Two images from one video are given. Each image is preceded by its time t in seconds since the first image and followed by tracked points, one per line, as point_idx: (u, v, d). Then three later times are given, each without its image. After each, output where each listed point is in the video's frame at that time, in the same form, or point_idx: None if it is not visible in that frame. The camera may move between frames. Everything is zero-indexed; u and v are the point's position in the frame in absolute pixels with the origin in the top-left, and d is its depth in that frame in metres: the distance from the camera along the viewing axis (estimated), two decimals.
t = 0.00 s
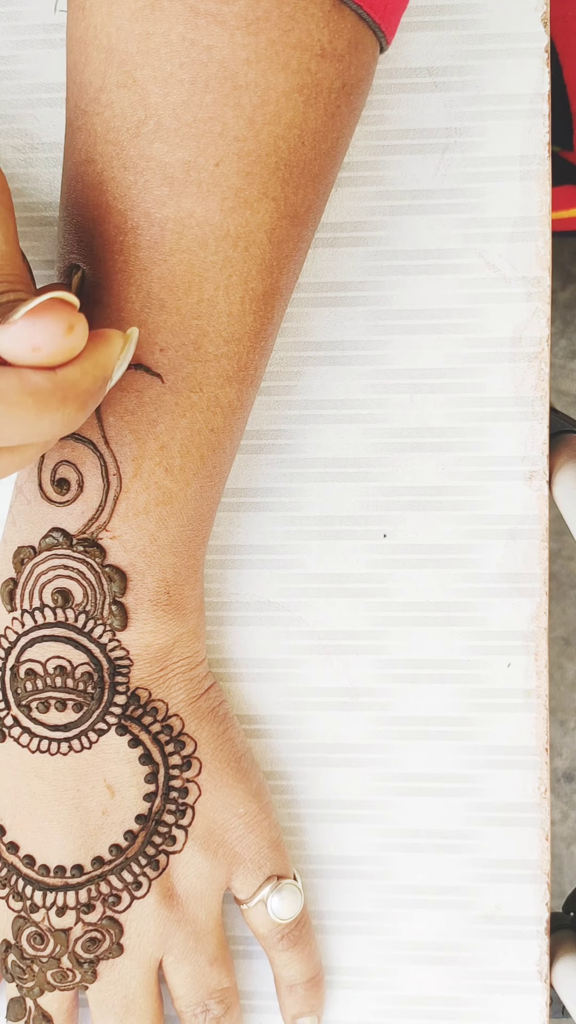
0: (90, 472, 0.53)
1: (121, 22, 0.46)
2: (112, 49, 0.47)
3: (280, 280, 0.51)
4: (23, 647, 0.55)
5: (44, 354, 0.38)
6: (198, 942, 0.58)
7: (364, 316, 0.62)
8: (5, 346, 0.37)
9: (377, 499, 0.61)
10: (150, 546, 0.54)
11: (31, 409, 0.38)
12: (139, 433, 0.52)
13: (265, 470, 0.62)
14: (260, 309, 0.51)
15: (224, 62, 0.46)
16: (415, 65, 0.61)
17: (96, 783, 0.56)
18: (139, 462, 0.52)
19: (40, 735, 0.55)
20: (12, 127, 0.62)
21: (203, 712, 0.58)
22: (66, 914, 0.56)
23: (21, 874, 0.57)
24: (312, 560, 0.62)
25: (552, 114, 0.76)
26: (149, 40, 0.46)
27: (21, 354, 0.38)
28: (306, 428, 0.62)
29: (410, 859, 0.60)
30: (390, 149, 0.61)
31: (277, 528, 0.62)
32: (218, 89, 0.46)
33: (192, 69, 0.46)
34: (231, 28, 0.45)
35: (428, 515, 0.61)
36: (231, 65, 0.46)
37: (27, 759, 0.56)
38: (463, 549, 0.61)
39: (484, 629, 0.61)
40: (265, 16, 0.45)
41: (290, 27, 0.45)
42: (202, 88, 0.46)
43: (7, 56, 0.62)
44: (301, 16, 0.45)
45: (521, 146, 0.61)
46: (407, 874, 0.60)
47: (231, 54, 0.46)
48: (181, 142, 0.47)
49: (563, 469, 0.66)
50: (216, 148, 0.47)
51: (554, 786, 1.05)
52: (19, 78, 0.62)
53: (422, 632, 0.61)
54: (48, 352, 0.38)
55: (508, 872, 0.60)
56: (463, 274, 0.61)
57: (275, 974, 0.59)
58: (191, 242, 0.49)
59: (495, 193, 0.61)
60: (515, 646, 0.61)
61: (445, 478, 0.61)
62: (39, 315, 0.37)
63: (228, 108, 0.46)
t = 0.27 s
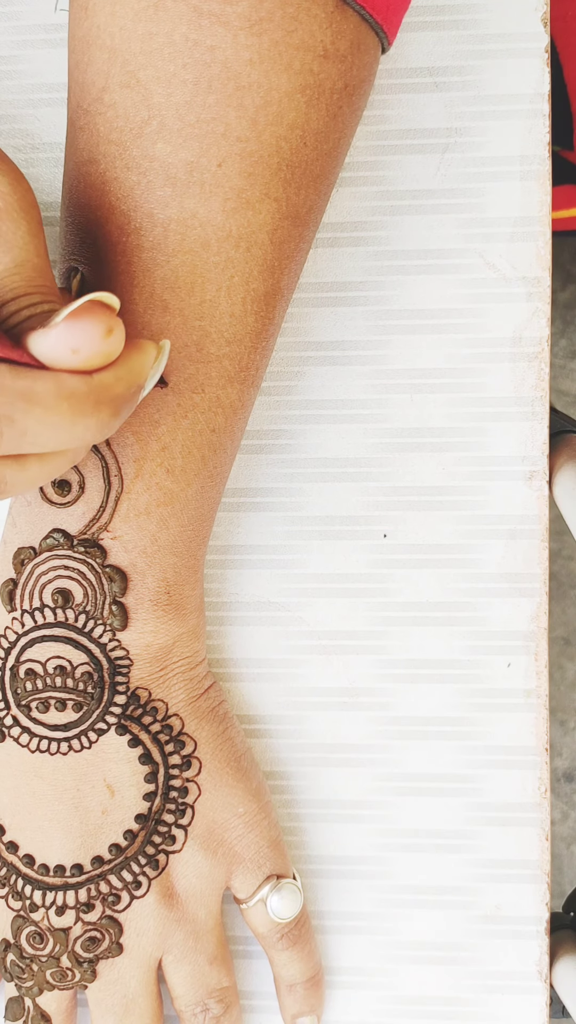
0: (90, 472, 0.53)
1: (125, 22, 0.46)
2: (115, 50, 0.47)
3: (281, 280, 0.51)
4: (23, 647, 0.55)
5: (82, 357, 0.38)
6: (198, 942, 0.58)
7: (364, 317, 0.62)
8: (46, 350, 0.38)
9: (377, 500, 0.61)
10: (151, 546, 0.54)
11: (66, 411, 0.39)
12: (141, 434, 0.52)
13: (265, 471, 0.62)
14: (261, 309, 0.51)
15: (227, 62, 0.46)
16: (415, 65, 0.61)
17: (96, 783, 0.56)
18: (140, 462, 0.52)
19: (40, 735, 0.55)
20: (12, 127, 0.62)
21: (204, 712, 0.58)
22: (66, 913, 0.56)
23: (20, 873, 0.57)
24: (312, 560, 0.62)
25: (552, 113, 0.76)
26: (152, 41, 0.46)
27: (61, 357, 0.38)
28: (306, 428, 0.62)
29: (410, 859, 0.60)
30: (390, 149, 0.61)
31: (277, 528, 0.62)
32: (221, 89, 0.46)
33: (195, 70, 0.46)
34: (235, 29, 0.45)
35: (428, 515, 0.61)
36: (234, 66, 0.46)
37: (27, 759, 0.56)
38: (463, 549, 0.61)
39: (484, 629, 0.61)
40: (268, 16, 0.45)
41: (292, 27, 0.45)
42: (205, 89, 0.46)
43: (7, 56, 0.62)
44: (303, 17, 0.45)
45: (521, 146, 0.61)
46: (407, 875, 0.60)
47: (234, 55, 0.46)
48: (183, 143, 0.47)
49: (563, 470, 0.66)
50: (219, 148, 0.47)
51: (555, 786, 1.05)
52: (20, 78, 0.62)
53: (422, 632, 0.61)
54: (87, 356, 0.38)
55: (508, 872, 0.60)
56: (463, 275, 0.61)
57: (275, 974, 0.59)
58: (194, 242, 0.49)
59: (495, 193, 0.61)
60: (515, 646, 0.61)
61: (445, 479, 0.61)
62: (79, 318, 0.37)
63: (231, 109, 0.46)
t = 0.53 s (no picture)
0: (92, 472, 0.53)
1: (126, 22, 0.46)
2: (116, 50, 0.47)
3: (282, 280, 0.51)
4: (24, 648, 0.55)
5: (39, 408, 0.38)
6: (198, 942, 0.58)
7: (364, 317, 0.62)
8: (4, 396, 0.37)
9: (376, 500, 0.61)
10: (151, 546, 0.54)
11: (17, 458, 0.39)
12: (141, 433, 0.52)
13: (265, 470, 0.62)
14: (261, 309, 0.51)
15: (228, 62, 0.46)
16: (415, 65, 0.61)
17: (97, 783, 0.56)
18: (141, 462, 0.52)
19: (41, 735, 0.55)
20: (13, 127, 0.63)
21: (204, 712, 0.58)
22: (67, 913, 0.56)
23: (21, 874, 0.57)
24: (312, 560, 0.62)
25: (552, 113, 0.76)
26: (154, 41, 0.46)
27: (15, 405, 0.38)
28: (306, 428, 0.62)
29: (410, 859, 0.60)
30: (390, 149, 0.61)
31: (277, 529, 0.62)
32: (222, 89, 0.46)
33: (197, 70, 0.46)
34: (236, 30, 0.45)
35: (428, 515, 0.61)
36: (235, 66, 0.46)
37: (28, 759, 0.56)
38: (463, 549, 0.61)
39: (483, 629, 0.61)
40: (269, 17, 0.45)
41: (294, 28, 0.46)
42: (206, 88, 0.46)
43: (7, 56, 0.62)
44: (303, 17, 0.46)
45: (520, 146, 0.61)
46: (406, 874, 0.60)
47: (235, 55, 0.46)
48: (184, 142, 0.47)
49: (563, 469, 0.66)
50: (219, 148, 0.47)
51: (555, 786, 1.05)
52: (20, 78, 0.62)
53: (422, 632, 0.61)
54: (44, 407, 0.38)
55: (508, 872, 0.60)
56: (463, 275, 0.61)
57: (275, 974, 0.59)
58: (194, 242, 0.49)
59: (494, 193, 0.61)
60: (515, 646, 0.61)
61: (444, 478, 0.61)
62: (41, 372, 0.37)
63: (232, 109, 0.46)
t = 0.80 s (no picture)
0: (92, 472, 0.53)
1: (128, 22, 0.46)
2: (118, 49, 0.47)
3: (283, 280, 0.51)
4: (24, 647, 0.55)
5: (57, 401, 0.38)
6: (199, 941, 0.58)
7: (364, 317, 0.62)
8: (21, 390, 0.37)
9: (376, 500, 0.61)
10: (152, 546, 0.54)
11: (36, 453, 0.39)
12: (142, 432, 0.52)
13: (265, 470, 0.62)
14: (263, 309, 0.51)
15: (231, 63, 0.46)
16: (415, 65, 0.61)
17: (97, 783, 0.56)
18: (141, 462, 0.52)
19: (41, 735, 0.55)
20: (13, 127, 0.63)
21: (204, 711, 0.58)
22: (67, 913, 0.56)
23: (21, 873, 0.57)
24: (311, 560, 0.62)
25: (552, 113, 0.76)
26: (157, 41, 0.46)
27: (32, 400, 0.38)
28: (306, 428, 0.62)
29: (410, 859, 0.60)
30: (390, 149, 0.61)
31: (277, 529, 0.62)
32: (226, 90, 0.46)
33: (199, 70, 0.46)
34: (240, 30, 0.45)
35: (427, 515, 0.61)
36: (239, 66, 0.46)
37: (28, 758, 0.56)
38: (463, 549, 0.61)
39: (483, 629, 0.61)
40: (273, 17, 0.45)
41: (298, 28, 0.45)
42: (209, 89, 0.46)
43: (7, 56, 0.62)
44: (306, 17, 0.45)
45: (521, 146, 0.61)
46: (406, 874, 0.60)
47: (238, 55, 0.46)
48: (187, 142, 0.47)
49: (563, 469, 0.66)
50: (222, 148, 0.47)
51: (554, 786, 1.05)
52: (20, 78, 0.62)
53: (422, 631, 0.61)
54: (61, 400, 0.38)
55: (508, 872, 0.60)
56: (463, 274, 0.61)
57: (275, 974, 0.59)
58: (196, 242, 0.49)
59: (495, 193, 0.61)
60: (515, 646, 0.61)
61: (444, 478, 0.61)
62: (58, 363, 0.37)
63: (235, 109, 0.46)
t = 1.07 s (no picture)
0: (93, 473, 0.53)
1: (128, 21, 0.46)
2: (118, 49, 0.47)
3: (282, 279, 0.51)
4: (24, 648, 0.55)
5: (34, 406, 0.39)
6: (199, 941, 0.58)
7: (363, 317, 0.62)
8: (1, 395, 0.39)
9: (376, 500, 0.61)
10: (152, 545, 0.54)
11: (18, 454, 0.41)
12: (141, 433, 0.52)
13: (265, 470, 0.62)
14: (262, 309, 0.51)
15: (230, 62, 0.46)
16: (415, 65, 0.61)
17: (98, 782, 0.56)
18: (141, 462, 0.52)
19: (42, 735, 0.55)
20: (13, 127, 0.62)
21: (204, 711, 0.58)
22: (68, 912, 0.56)
23: (22, 873, 0.56)
24: (311, 560, 0.62)
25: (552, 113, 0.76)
26: (156, 40, 0.46)
27: (9, 402, 0.39)
28: (306, 428, 0.62)
29: (410, 859, 0.60)
30: (390, 149, 0.61)
31: (276, 529, 0.62)
32: (226, 89, 0.46)
33: (198, 69, 0.46)
34: (238, 29, 0.45)
35: (427, 515, 0.61)
36: (237, 65, 0.46)
37: (28, 758, 0.56)
38: (462, 549, 0.61)
39: (483, 629, 0.61)
40: (271, 16, 0.45)
41: (296, 27, 0.46)
42: (208, 88, 0.46)
43: (6, 56, 0.62)
44: (304, 16, 0.45)
45: (520, 146, 0.61)
46: (406, 874, 0.60)
47: (237, 54, 0.46)
48: (186, 142, 0.47)
49: (563, 469, 0.66)
50: (221, 148, 0.47)
51: (555, 786, 1.05)
52: (20, 78, 0.62)
53: (422, 631, 0.61)
54: (35, 403, 0.39)
55: (508, 872, 0.60)
56: (463, 274, 0.61)
57: (275, 974, 0.59)
58: (195, 242, 0.49)
59: (494, 193, 0.61)
60: (515, 646, 0.61)
61: (444, 478, 0.61)
62: (33, 370, 0.38)
63: (234, 108, 0.47)
